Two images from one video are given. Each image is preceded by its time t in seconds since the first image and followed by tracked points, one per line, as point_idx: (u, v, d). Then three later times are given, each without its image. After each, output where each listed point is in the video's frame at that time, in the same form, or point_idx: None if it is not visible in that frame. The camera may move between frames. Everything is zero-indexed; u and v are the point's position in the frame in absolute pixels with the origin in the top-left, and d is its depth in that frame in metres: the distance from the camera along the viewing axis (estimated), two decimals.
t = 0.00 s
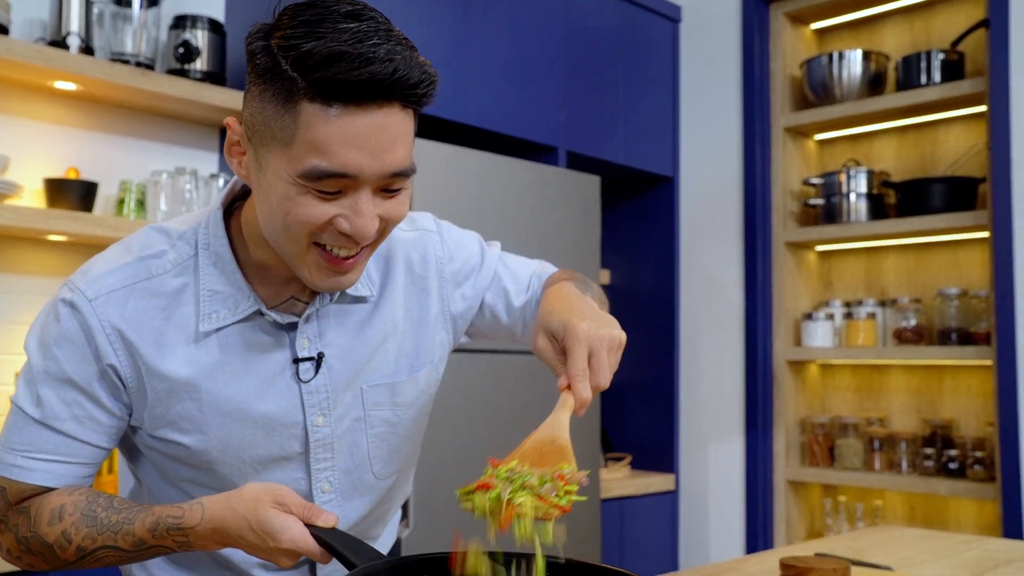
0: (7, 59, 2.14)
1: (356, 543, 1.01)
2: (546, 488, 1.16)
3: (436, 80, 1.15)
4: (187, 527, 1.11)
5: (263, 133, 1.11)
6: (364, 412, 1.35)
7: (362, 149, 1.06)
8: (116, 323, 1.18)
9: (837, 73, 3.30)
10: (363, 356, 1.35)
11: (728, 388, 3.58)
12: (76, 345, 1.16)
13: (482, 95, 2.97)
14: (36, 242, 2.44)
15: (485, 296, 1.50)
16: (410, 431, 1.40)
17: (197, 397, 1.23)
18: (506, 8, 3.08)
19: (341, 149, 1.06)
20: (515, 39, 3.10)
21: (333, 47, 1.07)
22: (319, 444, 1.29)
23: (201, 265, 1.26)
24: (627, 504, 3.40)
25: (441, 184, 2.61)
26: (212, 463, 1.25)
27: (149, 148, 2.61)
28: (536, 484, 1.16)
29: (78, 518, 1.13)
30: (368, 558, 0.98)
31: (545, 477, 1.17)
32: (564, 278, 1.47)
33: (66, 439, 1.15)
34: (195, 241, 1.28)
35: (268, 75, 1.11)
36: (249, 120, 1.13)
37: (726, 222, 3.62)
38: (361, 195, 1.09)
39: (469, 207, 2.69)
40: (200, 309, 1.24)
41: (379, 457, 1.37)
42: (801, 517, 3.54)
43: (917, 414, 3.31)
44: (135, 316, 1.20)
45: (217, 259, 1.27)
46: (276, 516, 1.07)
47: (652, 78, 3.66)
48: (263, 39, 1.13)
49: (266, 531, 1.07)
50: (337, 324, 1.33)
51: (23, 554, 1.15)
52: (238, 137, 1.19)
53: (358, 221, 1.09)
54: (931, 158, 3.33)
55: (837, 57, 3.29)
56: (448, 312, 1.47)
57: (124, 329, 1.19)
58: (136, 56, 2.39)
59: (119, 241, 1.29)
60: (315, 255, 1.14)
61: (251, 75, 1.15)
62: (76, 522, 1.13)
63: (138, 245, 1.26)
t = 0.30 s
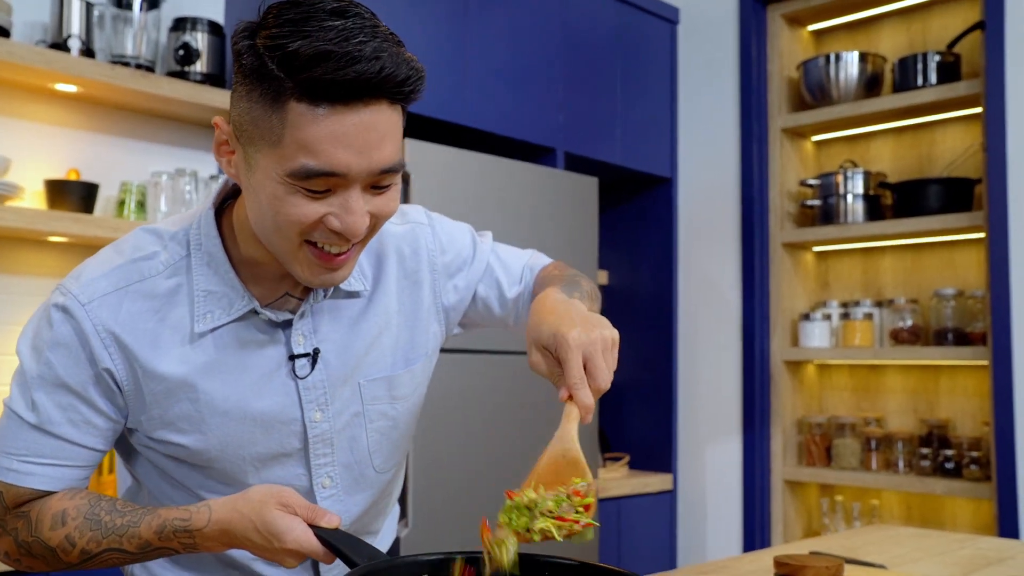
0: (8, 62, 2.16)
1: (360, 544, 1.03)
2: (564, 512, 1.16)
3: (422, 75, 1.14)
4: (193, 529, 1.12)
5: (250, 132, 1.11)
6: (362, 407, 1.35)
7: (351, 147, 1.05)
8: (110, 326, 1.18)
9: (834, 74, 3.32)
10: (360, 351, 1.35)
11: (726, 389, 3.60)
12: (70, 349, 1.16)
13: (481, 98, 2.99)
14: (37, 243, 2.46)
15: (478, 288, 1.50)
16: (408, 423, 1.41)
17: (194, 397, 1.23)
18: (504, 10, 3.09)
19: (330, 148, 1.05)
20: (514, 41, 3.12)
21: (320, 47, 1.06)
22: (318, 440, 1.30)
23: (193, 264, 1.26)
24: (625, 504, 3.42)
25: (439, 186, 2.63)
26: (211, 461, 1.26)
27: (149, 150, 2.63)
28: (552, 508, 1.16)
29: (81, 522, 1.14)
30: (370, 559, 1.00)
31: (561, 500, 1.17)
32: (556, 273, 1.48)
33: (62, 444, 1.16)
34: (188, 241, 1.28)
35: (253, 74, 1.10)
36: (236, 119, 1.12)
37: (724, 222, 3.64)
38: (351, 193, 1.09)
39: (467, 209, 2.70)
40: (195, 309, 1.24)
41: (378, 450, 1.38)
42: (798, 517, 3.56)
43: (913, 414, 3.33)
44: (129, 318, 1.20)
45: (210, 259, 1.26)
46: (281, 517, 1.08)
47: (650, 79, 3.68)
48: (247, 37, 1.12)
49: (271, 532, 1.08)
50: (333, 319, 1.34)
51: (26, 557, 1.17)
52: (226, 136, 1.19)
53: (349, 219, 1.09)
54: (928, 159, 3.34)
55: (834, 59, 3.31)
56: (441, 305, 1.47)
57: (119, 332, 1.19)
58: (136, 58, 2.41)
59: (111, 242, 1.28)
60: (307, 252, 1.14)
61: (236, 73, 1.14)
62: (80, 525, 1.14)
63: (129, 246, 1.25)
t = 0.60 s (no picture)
0: (11, 65, 2.18)
1: (362, 537, 1.04)
2: None
3: (388, 53, 1.14)
4: (197, 520, 1.14)
5: (223, 127, 1.12)
6: (355, 393, 1.33)
7: (321, 135, 1.06)
8: (101, 317, 1.19)
9: (831, 77, 3.34)
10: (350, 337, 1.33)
11: (724, 389, 3.62)
12: (63, 343, 1.17)
13: (480, 100, 3.01)
14: (39, 244, 2.48)
15: (459, 274, 1.41)
16: (403, 412, 1.38)
17: (184, 386, 1.23)
18: (503, 12, 3.11)
19: (301, 137, 1.06)
20: (513, 43, 3.14)
21: (282, 36, 1.06)
22: (311, 427, 1.28)
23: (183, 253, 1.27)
24: (623, 503, 3.43)
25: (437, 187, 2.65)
26: (205, 451, 1.26)
27: (151, 152, 2.65)
28: None
29: (84, 516, 1.16)
30: (372, 551, 1.01)
31: None
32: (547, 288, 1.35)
33: (56, 437, 1.16)
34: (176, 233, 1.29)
35: (221, 69, 1.11)
36: (208, 114, 1.14)
37: (722, 223, 3.66)
38: (327, 179, 1.09)
39: (465, 210, 2.72)
40: (183, 299, 1.24)
41: (375, 438, 1.35)
42: (795, 516, 3.58)
43: (910, 414, 3.35)
44: (120, 310, 1.21)
45: (198, 248, 1.27)
46: (284, 509, 1.10)
47: (648, 81, 3.69)
48: (212, 31, 1.12)
49: (274, 524, 1.10)
50: (320, 305, 1.32)
51: (28, 552, 1.18)
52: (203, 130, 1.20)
53: (327, 204, 1.10)
54: (924, 161, 3.36)
55: (830, 61, 3.33)
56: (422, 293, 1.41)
57: (110, 323, 1.19)
58: (137, 61, 2.43)
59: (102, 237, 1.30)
60: (290, 240, 1.15)
61: (205, 69, 1.15)
62: (83, 519, 1.16)
63: (120, 241, 1.27)
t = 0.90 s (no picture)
0: (14, 68, 2.20)
1: (365, 534, 1.06)
2: None
3: (364, 41, 1.15)
4: (202, 514, 1.16)
5: (207, 120, 1.13)
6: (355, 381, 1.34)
7: (300, 126, 1.07)
8: (107, 305, 1.21)
9: (829, 79, 3.35)
10: (354, 325, 1.34)
11: (723, 389, 3.63)
12: (72, 332, 1.20)
13: (480, 102, 3.03)
14: (42, 246, 2.50)
15: (470, 262, 1.44)
16: (406, 400, 1.39)
17: (185, 374, 1.23)
18: (502, 14, 3.12)
19: (279, 127, 1.07)
20: (512, 45, 3.16)
21: (257, 28, 1.07)
22: (313, 414, 1.29)
23: (185, 244, 1.28)
24: (622, 503, 3.45)
25: (436, 189, 2.67)
26: (208, 438, 1.26)
27: (153, 154, 2.66)
28: None
29: (93, 505, 1.18)
30: (373, 547, 1.03)
31: None
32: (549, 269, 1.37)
33: (66, 424, 1.19)
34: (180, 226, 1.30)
35: (202, 63, 1.12)
36: (193, 107, 1.15)
37: (720, 224, 3.67)
38: (309, 168, 1.11)
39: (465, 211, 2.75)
40: (184, 288, 1.25)
41: (376, 426, 1.35)
42: (793, 516, 3.59)
43: (908, 415, 3.36)
44: (125, 299, 1.22)
45: (200, 240, 1.28)
46: (286, 506, 1.11)
47: (647, 82, 3.71)
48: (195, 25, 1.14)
49: (277, 520, 1.12)
50: (322, 295, 1.33)
51: (41, 537, 1.20)
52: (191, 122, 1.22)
53: (310, 193, 1.11)
54: (921, 163, 3.38)
55: (829, 63, 3.34)
56: (435, 282, 1.43)
57: (114, 312, 1.21)
58: (139, 64, 2.44)
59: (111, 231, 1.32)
60: (278, 230, 1.17)
61: (190, 62, 1.16)
62: (92, 509, 1.18)
63: (127, 235, 1.29)
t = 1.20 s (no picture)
0: (19, 72, 2.21)
1: (374, 534, 1.07)
2: None
3: (386, 45, 1.17)
4: (214, 511, 1.17)
5: (233, 111, 1.16)
6: (372, 374, 1.35)
7: (321, 118, 1.09)
8: (133, 295, 1.22)
9: (828, 81, 3.37)
10: (371, 318, 1.36)
11: (722, 390, 3.65)
12: (98, 323, 1.21)
13: (481, 104, 3.05)
14: (47, 247, 2.52)
15: (478, 261, 1.44)
16: (422, 394, 1.39)
17: (209, 361, 1.25)
18: (502, 16, 3.14)
19: (301, 119, 1.09)
20: (513, 47, 3.18)
21: (284, 25, 1.10)
22: (332, 404, 1.30)
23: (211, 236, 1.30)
24: (622, 503, 3.47)
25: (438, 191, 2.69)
26: (230, 427, 1.27)
27: (156, 156, 2.68)
28: None
29: (112, 494, 1.20)
30: (381, 547, 1.04)
31: None
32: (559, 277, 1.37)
33: (90, 413, 1.21)
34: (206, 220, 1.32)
35: (229, 58, 1.15)
36: (220, 100, 1.17)
37: (719, 225, 3.69)
38: (328, 160, 1.12)
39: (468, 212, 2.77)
40: (210, 278, 1.27)
41: (392, 419, 1.36)
42: (793, 516, 3.61)
43: (906, 415, 3.38)
44: (151, 288, 1.24)
45: (226, 232, 1.30)
46: (295, 505, 1.13)
47: (646, 84, 3.73)
48: (224, 24, 1.16)
49: (286, 519, 1.14)
50: (342, 287, 1.34)
51: (61, 522, 1.22)
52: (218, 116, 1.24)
53: (329, 184, 1.13)
54: (920, 164, 3.40)
55: (827, 65, 3.36)
56: (445, 280, 1.44)
57: (141, 301, 1.23)
58: (143, 67, 2.46)
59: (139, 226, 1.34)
60: (299, 221, 1.19)
61: (217, 58, 1.19)
62: (110, 497, 1.20)
63: (154, 230, 1.31)
